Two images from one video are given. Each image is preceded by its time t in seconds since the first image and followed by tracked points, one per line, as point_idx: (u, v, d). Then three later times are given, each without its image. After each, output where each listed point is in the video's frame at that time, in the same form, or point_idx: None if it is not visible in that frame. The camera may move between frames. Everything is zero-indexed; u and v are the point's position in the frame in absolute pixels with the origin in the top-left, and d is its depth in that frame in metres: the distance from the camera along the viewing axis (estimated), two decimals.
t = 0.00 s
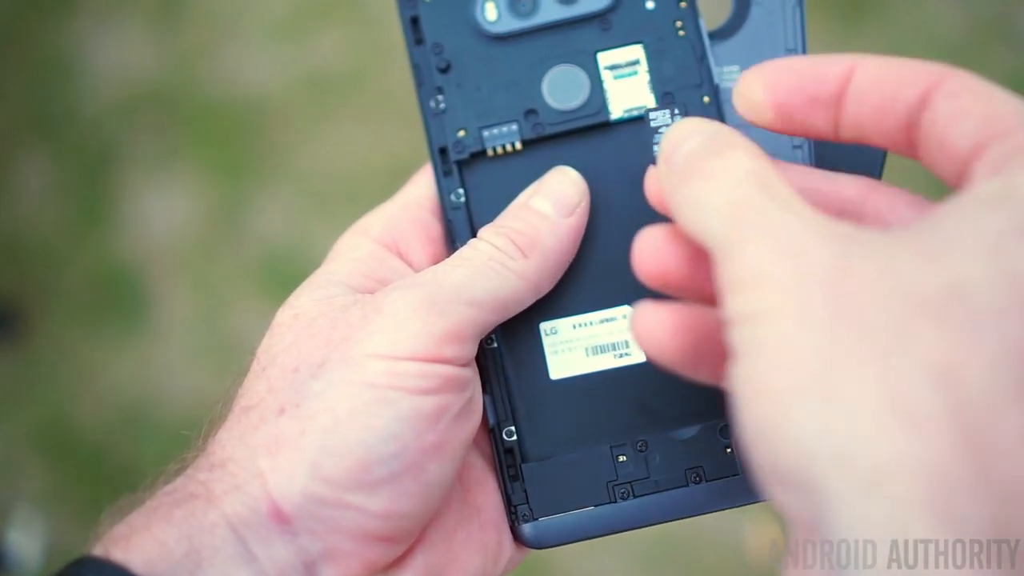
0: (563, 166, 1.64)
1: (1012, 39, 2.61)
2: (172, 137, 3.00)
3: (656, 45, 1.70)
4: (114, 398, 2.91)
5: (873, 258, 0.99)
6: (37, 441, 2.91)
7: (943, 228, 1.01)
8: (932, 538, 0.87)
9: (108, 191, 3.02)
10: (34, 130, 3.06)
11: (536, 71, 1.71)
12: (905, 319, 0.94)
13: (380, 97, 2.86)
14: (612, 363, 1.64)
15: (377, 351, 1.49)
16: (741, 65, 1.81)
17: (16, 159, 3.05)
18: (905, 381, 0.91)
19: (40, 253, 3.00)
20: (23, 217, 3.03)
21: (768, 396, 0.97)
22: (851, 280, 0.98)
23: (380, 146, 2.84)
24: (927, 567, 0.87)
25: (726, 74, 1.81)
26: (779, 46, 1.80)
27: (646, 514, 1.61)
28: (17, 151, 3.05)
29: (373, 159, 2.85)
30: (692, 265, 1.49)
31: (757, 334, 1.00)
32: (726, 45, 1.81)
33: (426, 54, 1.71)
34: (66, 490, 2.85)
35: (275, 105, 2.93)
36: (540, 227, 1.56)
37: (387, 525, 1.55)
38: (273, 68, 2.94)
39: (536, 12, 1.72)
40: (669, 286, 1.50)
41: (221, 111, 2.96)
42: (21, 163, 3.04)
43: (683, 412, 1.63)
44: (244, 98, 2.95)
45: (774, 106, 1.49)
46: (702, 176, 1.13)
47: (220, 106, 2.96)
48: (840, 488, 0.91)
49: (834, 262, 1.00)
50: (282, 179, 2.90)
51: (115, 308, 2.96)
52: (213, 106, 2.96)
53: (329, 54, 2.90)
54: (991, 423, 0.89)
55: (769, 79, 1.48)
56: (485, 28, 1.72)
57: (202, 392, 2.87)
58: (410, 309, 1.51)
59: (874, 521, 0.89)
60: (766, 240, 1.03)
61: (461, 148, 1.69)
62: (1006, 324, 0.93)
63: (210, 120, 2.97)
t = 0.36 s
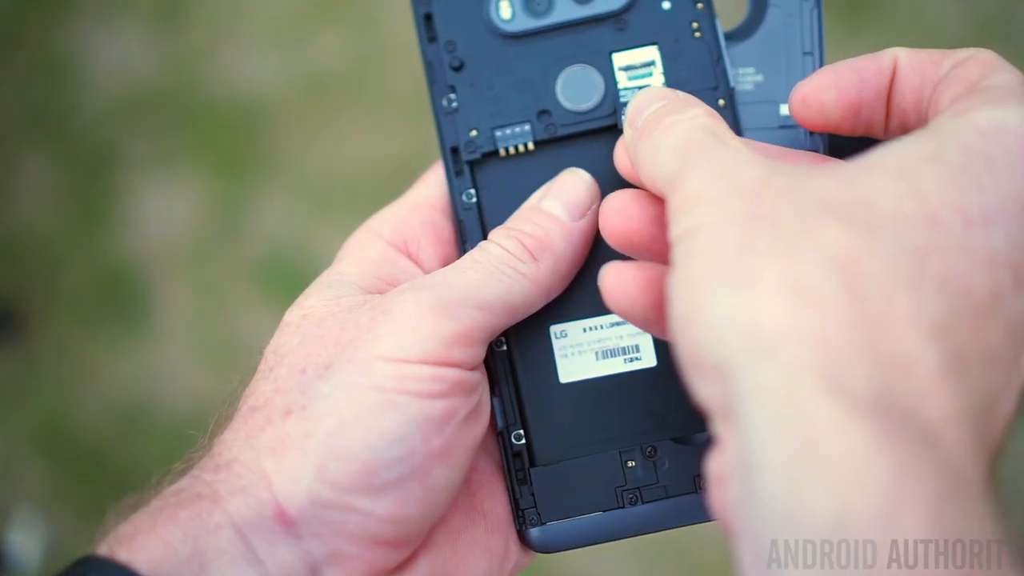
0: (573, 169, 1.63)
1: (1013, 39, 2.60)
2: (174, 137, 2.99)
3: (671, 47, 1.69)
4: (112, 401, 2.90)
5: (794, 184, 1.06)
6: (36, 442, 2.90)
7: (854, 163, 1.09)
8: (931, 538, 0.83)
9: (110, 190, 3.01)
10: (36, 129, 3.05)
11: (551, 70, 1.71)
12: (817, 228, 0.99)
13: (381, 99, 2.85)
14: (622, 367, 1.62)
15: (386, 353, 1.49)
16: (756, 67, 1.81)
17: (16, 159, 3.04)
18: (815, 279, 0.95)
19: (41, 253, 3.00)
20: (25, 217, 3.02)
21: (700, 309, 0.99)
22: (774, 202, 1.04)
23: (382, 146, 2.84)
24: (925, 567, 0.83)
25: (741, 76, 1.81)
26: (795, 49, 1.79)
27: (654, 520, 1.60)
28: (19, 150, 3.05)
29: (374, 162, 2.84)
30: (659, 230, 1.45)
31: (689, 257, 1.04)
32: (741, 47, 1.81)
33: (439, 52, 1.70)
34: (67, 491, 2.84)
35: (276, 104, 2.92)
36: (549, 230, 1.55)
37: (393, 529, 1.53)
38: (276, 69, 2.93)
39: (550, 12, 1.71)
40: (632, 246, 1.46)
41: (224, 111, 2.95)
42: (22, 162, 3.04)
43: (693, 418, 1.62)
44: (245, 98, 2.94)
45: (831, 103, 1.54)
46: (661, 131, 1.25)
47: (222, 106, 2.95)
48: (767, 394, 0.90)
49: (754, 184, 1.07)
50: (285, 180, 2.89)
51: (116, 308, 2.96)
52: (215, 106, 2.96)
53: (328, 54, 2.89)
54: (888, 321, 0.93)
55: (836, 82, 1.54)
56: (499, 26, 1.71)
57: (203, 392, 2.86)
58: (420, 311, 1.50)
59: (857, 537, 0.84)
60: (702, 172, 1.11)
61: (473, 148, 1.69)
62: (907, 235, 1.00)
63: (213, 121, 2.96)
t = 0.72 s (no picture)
0: (580, 176, 1.64)
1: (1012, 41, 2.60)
2: (173, 138, 3.00)
3: (680, 55, 1.69)
4: (112, 402, 2.91)
5: (797, 161, 1.06)
6: (36, 441, 2.90)
7: (859, 145, 1.08)
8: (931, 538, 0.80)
9: (109, 191, 3.02)
10: (35, 129, 3.05)
11: (560, 77, 1.71)
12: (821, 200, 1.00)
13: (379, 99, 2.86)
14: (627, 374, 1.62)
15: (392, 356, 1.49)
16: (764, 76, 1.81)
17: (15, 159, 3.03)
18: (818, 246, 0.95)
19: (41, 253, 3.00)
20: (23, 219, 3.01)
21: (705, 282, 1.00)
22: (776, 178, 1.05)
23: (383, 147, 2.85)
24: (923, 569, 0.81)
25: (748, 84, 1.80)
26: (802, 58, 1.80)
27: (657, 527, 1.60)
28: (19, 150, 3.04)
29: (376, 157, 2.85)
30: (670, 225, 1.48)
31: (695, 234, 1.05)
32: (750, 56, 1.81)
33: (448, 57, 1.71)
34: (68, 490, 2.84)
35: (276, 106, 2.92)
36: (554, 236, 1.56)
37: (395, 533, 1.54)
38: (275, 69, 2.94)
39: (560, 19, 1.72)
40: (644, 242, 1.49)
41: (223, 111, 2.96)
42: (22, 162, 3.03)
43: (698, 425, 1.62)
44: (246, 99, 2.94)
45: (840, 109, 1.60)
46: (663, 111, 1.26)
47: (221, 106, 2.96)
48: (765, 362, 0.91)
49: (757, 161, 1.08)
50: (284, 180, 2.90)
51: (116, 308, 2.96)
52: (216, 106, 2.96)
53: (329, 53, 2.90)
54: (889, 291, 0.92)
55: (845, 90, 1.60)
56: (508, 32, 1.71)
57: (205, 393, 2.87)
58: (425, 316, 1.50)
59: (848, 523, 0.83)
60: (708, 152, 1.13)
61: (482, 153, 1.69)
62: (911, 212, 0.99)
63: (213, 121, 2.96)
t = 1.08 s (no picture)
0: (592, 190, 1.65)
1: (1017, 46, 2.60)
2: (172, 138, 3.01)
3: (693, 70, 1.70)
4: (109, 402, 2.91)
5: (817, 135, 1.14)
6: (36, 440, 2.91)
7: (881, 121, 1.16)
8: (931, 538, 0.88)
9: (109, 190, 3.03)
10: (37, 128, 3.07)
11: (574, 89, 1.72)
12: (844, 174, 1.06)
13: (378, 98, 2.88)
14: (632, 387, 1.62)
15: (399, 362, 1.50)
16: (777, 93, 1.82)
17: (16, 159, 3.06)
18: (842, 218, 1.02)
19: (39, 251, 3.01)
20: (23, 218, 3.03)
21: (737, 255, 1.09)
22: (797, 156, 1.11)
23: (383, 147, 2.86)
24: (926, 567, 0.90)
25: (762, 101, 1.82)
26: (817, 73, 1.81)
27: (659, 540, 1.59)
28: (19, 150, 3.06)
29: (376, 155, 2.86)
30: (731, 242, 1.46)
31: (723, 212, 1.13)
32: (763, 73, 1.82)
33: (463, 67, 1.72)
34: (67, 490, 2.85)
35: (276, 106, 2.94)
36: (565, 248, 1.56)
37: (396, 538, 1.54)
38: (274, 69, 2.96)
39: (575, 31, 1.73)
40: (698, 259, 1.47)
41: (221, 110, 2.97)
42: (22, 162, 3.05)
43: (700, 438, 1.62)
44: (246, 99, 2.96)
45: (846, 93, 1.68)
46: (678, 95, 1.35)
47: (220, 106, 2.97)
48: (797, 327, 0.98)
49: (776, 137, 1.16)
50: (282, 180, 2.91)
51: (116, 307, 2.97)
52: (215, 105, 2.98)
53: (328, 53, 2.92)
54: (913, 252, 0.99)
55: (851, 75, 1.68)
56: (523, 43, 1.72)
57: (204, 393, 2.88)
58: (433, 323, 1.51)
59: (875, 521, 0.91)
60: (725, 135, 1.20)
61: (493, 162, 1.70)
62: (931, 178, 1.06)
63: (212, 121, 2.98)
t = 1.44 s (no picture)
0: (607, 199, 1.65)
1: None
2: (173, 138, 3.02)
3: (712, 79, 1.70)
4: (110, 402, 2.92)
5: (825, 136, 1.20)
6: (35, 440, 2.92)
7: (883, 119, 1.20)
8: (931, 538, 0.90)
9: (110, 190, 3.04)
10: (39, 126, 3.08)
11: (591, 96, 1.72)
12: (838, 175, 1.12)
13: (379, 101, 2.88)
14: (643, 395, 1.62)
15: (410, 366, 1.49)
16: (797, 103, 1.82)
17: (16, 158, 3.08)
18: (831, 217, 1.08)
19: (39, 250, 3.03)
20: (23, 217, 3.05)
21: (739, 258, 1.15)
22: (797, 162, 1.18)
23: (386, 148, 2.86)
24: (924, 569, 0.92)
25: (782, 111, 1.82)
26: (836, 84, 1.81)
27: (668, 548, 1.59)
28: (19, 149, 3.08)
29: (371, 161, 2.87)
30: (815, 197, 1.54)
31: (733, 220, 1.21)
32: (782, 84, 1.82)
33: (480, 71, 1.73)
34: (66, 489, 2.86)
35: (275, 106, 2.94)
36: (578, 255, 1.56)
37: (400, 542, 1.53)
38: (274, 69, 2.96)
39: (594, 37, 1.73)
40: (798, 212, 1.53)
41: (219, 109, 2.98)
42: (23, 161, 3.07)
43: (710, 448, 1.61)
44: (246, 98, 2.96)
45: (843, 49, 1.73)
46: (704, 115, 1.44)
47: (218, 106, 2.98)
48: (796, 323, 1.04)
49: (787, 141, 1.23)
50: (280, 180, 2.92)
51: (116, 306, 2.97)
52: (215, 105, 2.98)
53: (327, 52, 2.92)
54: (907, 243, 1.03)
55: (847, 30, 1.72)
56: (542, 48, 1.73)
57: (204, 394, 2.88)
58: (445, 327, 1.50)
59: (872, 525, 0.94)
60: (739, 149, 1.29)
61: (508, 167, 1.70)
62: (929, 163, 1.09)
63: (211, 120, 2.98)
